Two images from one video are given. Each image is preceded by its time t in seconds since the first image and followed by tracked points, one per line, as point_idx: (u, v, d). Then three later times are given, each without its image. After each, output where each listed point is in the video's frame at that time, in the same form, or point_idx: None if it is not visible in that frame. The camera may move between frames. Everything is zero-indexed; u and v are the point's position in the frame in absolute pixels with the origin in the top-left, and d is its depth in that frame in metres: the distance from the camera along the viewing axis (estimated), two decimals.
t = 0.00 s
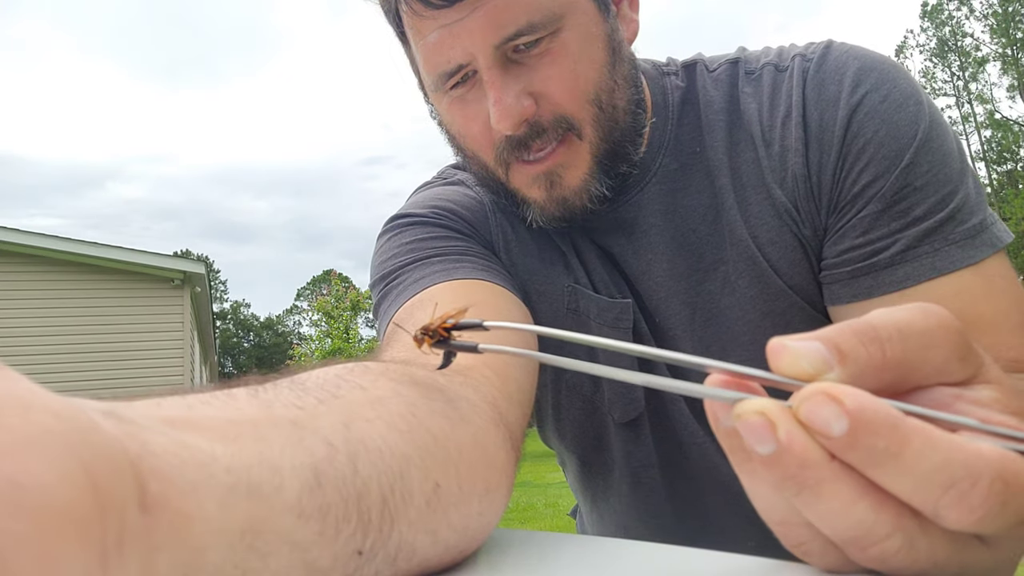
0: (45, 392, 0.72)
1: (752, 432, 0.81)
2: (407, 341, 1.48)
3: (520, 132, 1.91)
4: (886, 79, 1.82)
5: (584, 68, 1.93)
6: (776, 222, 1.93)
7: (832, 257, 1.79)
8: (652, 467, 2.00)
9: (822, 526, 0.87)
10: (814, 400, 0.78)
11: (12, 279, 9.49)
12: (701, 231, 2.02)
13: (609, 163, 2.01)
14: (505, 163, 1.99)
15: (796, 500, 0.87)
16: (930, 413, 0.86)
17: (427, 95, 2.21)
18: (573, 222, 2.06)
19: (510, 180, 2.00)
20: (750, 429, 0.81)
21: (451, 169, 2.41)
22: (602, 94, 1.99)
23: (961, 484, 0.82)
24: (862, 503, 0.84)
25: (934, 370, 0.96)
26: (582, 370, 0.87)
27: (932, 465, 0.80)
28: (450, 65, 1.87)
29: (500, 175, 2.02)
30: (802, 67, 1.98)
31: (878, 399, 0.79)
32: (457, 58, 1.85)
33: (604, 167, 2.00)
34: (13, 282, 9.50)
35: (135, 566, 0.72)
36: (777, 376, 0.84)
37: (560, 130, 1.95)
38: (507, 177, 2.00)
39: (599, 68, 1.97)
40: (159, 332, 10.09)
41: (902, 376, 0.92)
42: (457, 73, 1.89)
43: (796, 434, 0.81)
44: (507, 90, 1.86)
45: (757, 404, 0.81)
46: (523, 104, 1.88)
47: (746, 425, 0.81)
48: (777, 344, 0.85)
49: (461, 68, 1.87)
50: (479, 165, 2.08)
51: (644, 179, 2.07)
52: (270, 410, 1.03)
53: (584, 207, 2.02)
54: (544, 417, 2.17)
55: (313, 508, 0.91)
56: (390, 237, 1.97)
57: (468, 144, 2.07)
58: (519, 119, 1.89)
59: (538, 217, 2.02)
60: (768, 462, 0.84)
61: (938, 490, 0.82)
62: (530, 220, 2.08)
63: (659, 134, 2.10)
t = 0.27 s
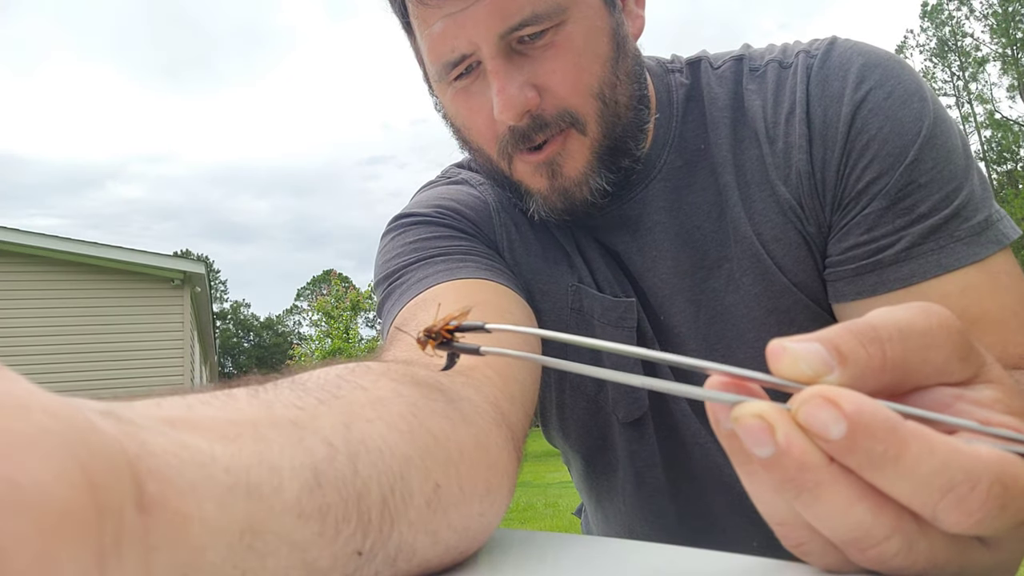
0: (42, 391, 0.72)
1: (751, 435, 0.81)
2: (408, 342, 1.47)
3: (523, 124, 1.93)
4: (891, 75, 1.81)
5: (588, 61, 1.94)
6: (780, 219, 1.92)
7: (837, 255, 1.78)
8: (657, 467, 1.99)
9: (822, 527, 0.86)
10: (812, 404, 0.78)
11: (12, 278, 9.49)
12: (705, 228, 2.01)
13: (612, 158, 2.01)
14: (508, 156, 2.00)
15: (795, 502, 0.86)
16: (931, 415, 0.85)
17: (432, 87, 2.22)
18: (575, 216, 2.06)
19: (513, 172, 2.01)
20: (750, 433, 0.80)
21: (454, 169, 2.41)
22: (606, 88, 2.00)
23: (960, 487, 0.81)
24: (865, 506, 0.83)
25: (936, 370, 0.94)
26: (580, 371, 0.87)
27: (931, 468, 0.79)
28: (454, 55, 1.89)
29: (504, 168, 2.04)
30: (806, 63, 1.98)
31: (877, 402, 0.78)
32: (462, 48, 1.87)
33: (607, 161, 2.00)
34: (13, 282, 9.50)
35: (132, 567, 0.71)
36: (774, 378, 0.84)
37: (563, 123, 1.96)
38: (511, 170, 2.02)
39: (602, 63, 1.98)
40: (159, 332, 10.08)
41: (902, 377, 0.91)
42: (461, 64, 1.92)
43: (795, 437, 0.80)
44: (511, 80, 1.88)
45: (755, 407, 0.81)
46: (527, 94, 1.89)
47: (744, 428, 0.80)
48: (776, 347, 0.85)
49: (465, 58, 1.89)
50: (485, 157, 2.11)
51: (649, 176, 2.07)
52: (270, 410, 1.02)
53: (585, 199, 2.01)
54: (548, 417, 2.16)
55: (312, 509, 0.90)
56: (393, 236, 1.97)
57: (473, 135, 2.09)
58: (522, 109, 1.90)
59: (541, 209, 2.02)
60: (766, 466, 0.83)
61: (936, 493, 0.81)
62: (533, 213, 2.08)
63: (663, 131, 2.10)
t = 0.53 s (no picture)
0: (40, 390, 0.71)
1: (756, 439, 0.80)
2: (410, 342, 1.46)
3: (526, 119, 1.92)
4: (895, 74, 1.80)
5: (591, 58, 1.94)
6: (784, 219, 1.91)
7: (841, 255, 1.77)
8: (661, 466, 1.98)
9: (826, 531, 0.85)
10: (818, 408, 0.77)
11: (12, 278, 9.49)
12: (709, 227, 2.01)
13: (615, 156, 2.00)
14: (511, 153, 2.00)
15: (800, 505, 0.85)
16: (938, 420, 0.84)
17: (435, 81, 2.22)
18: (578, 215, 2.06)
19: (515, 170, 2.00)
20: (754, 436, 0.79)
21: (457, 169, 2.41)
22: (609, 85, 2.00)
23: (965, 491, 0.80)
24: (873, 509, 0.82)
25: (943, 373, 0.93)
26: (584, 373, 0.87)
27: (936, 475, 0.79)
28: (457, 48, 1.89)
29: (506, 165, 2.03)
30: (809, 62, 1.97)
31: (882, 407, 0.77)
32: (465, 42, 1.87)
33: (609, 159, 2.00)
34: (13, 282, 9.49)
35: (129, 568, 0.70)
36: (780, 381, 0.83)
37: (565, 120, 1.96)
38: (512, 167, 2.01)
39: (605, 60, 1.97)
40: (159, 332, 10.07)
41: (908, 381, 0.90)
42: (464, 58, 1.91)
43: (801, 441, 0.80)
44: (513, 75, 1.88)
45: (760, 410, 0.80)
46: (529, 89, 1.89)
47: (750, 432, 0.79)
48: (781, 350, 0.83)
49: (468, 53, 1.89)
50: (487, 155, 2.11)
51: (652, 176, 2.07)
52: (270, 410, 1.01)
53: (588, 200, 2.01)
54: (551, 418, 2.15)
55: (312, 510, 0.89)
56: (396, 236, 1.96)
57: (476, 131, 2.09)
58: (524, 104, 1.89)
59: (542, 208, 2.01)
60: (771, 468, 0.82)
61: (942, 499, 0.80)
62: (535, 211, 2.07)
63: (667, 131, 2.09)
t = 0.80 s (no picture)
0: (37, 390, 0.70)
1: (755, 441, 0.80)
2: (410, 342, 1.46)
3: (527, 110, 1.91)
4: (896, 71, 1.80)
5: (594, 50, 1.94)
6: (785, 217, 1.91)
7: (842, 253, 1.77)
8: (664, 467, 1.97)
9: (827, 534, 0.85)
10: (818, 410, 0.77)
11: (11, 278, 9.47)
12: (710, 226, 2.01)
13: (615, 150, 2.00)
14: (512, 146, 1.99)
15: (801, 508, 0.85)
16: (938, 420, 0.84)
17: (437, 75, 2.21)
18: (578, 209, 2.04)
19: (516, 163, 2.00)
20: (754, 438, 0.80)
21: (458, 169, 2.40)
22: (611, 78, 2.00)
23: (966, 491, 0.80)
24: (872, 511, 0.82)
25: (942, 373, 0.93)
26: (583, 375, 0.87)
27: (937, 476, 0.78)
28: (460, 38, 1.89)
29: (506, 157, 2.02)
30: (810, 61, 1.97)
31: (884, 409, 0.77)
32: (468, 32, 1.87)
33: (610, 153, 1.99)
34: (12, 282, 9.48)
35: (127, 570, 0.69)
36: (779, 384, 0.84)
37: (567, 111, 1.95)
38: (513, 160, 2.00)
39: (608, 53, 1.98)
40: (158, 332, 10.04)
41: (908, 380, 0.90)
42: (466, 48, 1.91)
43: (801, 444, 0.80)
44: (516, 65, 1.88)
45: (760, 412, 0.80)
46: (531, 80, 1.88)
47: (749, 433, 0.80)
48: (780, 352, 0.84)
49: (471, 42, 1.89)
50: (487, 148, 2.10)
51: (653, 174, 2.06)
52: (270, 411, 1.01)
53: (587, 192, 1.99)
54: (552, 417, 2.15)
55: (311, 511, 0.89)
56: (397, 236, 1.95)
57: (477, 124, 2.08)
58: (526, 95, 1.89)
59: (542, 201, 2.00)
60: (772, 471, 0.82)
61: (943, 500, 0.80)
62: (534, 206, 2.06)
63: (668, 130, 2.09)
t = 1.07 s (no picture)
0: (37, 390, 0.70)
1: (755, 441, 0.80)
2: (410, 342, 1.46)
3: (526, 105, 1.92)
4: (895, 71, 1.80)
5: (594, 47, 1.95)
6: (784, 217, 1.91)
7: (841, 253, 1.77)
8: (663, 466, 1.97)
9: (827, 534, 0.85)
10: (818, 409, 0.77)
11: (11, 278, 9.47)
12: (708, 226, 2.01)
13: (614, 148, 2.00)
14: (511, 141, 1.99)
15: (800, 508, 0.85)
16: (938, 420, 0.84)
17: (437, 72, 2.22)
18: (574, 207, 2.05)
19: (514, 160, 2.00)
20: (754, 438, 0.80)
21: (457, 168, 2.41)
22: (611, 76, 2.01)
23: (968, 491, 0.80)
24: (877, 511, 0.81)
25: (942, 374, 0.93)
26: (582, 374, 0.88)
27: (937, 477, 0.78)
28: (460, 33, 1.90)
29: (505, 155, 2.03)
30: (809, 60, 1.97)
31: (884, 409, 0.77)
32: (468, 26, 1.88)
33: (609, 151, 1.99)
34: (12, 282, 9.48)
35: (127, 570, 0.69)
36: (778, 383, 0.84)
37: (566, 107, 1.96)
38: (512, 157, 2.01)
39: (608, 49, 1.99)
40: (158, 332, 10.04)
41: (907, 381, 0.90)
42: (466, 43, 1.92)
43: (801, 444, 0.80)
44: (516, 60, 1.89)
45: (760, 412, 0.81)
46: (531, 76, 1.89)
47: (750, 433, 0.80)
48: (781, 351, 0.84)
49: (470, 37, 1.90)
50: (486, 143, 2.11)
51: (652, 174, 2.07)
52: (270, 411, 1.01)
53: (584, 188, 1.98)
54: (551, 417, 2.14)
55: (312, 511, 0.89)
56: (396, 235, 1.96)
57: (476, 120, 2.09)
58: (526, 91, 1.90)
59: (539, 197, 2.00)
60: (772, 471, 0.82)
61: (943, 500, 0.80)
62: (531, 202, 2.06)
63: (667, 129, 2.09)
